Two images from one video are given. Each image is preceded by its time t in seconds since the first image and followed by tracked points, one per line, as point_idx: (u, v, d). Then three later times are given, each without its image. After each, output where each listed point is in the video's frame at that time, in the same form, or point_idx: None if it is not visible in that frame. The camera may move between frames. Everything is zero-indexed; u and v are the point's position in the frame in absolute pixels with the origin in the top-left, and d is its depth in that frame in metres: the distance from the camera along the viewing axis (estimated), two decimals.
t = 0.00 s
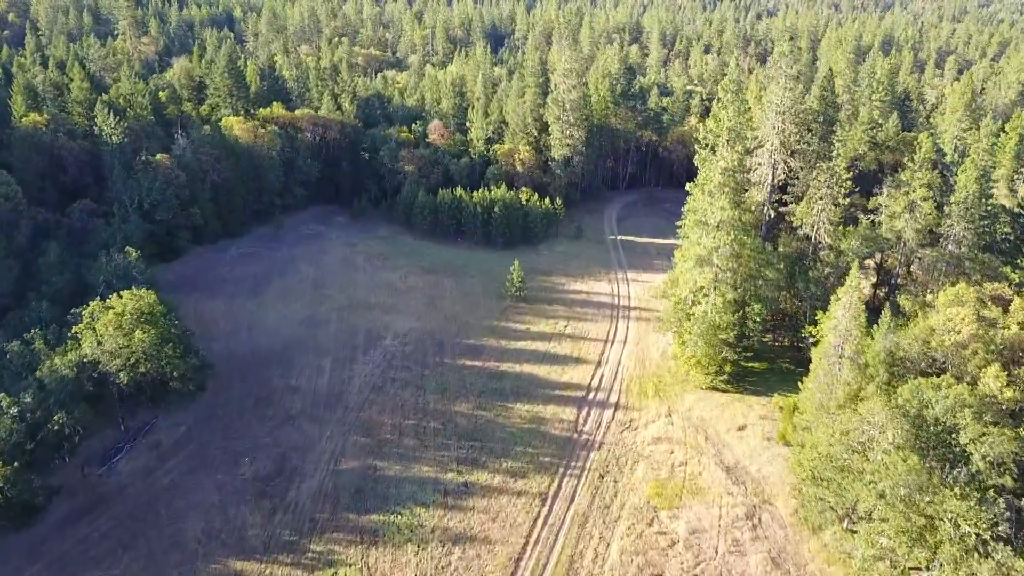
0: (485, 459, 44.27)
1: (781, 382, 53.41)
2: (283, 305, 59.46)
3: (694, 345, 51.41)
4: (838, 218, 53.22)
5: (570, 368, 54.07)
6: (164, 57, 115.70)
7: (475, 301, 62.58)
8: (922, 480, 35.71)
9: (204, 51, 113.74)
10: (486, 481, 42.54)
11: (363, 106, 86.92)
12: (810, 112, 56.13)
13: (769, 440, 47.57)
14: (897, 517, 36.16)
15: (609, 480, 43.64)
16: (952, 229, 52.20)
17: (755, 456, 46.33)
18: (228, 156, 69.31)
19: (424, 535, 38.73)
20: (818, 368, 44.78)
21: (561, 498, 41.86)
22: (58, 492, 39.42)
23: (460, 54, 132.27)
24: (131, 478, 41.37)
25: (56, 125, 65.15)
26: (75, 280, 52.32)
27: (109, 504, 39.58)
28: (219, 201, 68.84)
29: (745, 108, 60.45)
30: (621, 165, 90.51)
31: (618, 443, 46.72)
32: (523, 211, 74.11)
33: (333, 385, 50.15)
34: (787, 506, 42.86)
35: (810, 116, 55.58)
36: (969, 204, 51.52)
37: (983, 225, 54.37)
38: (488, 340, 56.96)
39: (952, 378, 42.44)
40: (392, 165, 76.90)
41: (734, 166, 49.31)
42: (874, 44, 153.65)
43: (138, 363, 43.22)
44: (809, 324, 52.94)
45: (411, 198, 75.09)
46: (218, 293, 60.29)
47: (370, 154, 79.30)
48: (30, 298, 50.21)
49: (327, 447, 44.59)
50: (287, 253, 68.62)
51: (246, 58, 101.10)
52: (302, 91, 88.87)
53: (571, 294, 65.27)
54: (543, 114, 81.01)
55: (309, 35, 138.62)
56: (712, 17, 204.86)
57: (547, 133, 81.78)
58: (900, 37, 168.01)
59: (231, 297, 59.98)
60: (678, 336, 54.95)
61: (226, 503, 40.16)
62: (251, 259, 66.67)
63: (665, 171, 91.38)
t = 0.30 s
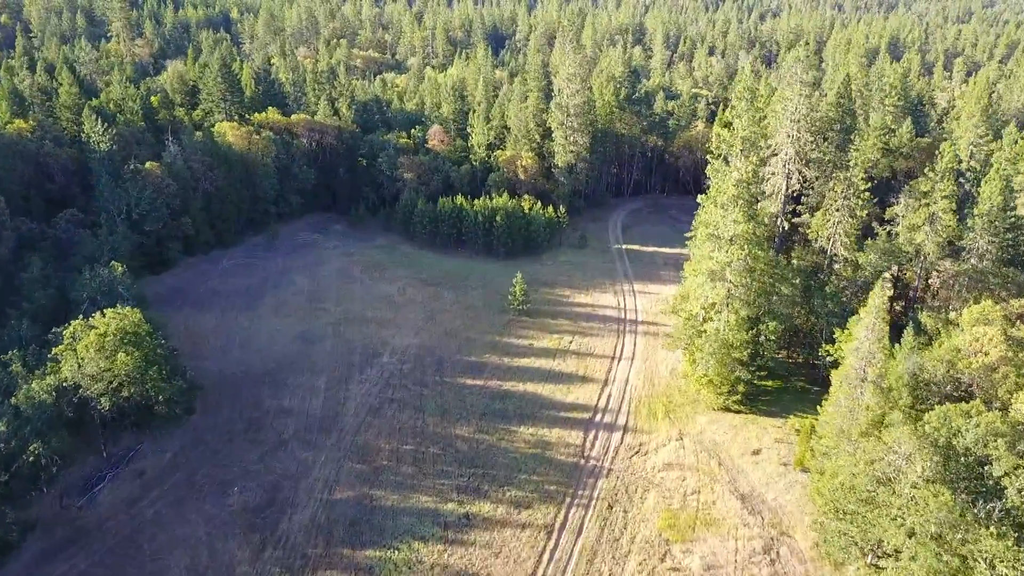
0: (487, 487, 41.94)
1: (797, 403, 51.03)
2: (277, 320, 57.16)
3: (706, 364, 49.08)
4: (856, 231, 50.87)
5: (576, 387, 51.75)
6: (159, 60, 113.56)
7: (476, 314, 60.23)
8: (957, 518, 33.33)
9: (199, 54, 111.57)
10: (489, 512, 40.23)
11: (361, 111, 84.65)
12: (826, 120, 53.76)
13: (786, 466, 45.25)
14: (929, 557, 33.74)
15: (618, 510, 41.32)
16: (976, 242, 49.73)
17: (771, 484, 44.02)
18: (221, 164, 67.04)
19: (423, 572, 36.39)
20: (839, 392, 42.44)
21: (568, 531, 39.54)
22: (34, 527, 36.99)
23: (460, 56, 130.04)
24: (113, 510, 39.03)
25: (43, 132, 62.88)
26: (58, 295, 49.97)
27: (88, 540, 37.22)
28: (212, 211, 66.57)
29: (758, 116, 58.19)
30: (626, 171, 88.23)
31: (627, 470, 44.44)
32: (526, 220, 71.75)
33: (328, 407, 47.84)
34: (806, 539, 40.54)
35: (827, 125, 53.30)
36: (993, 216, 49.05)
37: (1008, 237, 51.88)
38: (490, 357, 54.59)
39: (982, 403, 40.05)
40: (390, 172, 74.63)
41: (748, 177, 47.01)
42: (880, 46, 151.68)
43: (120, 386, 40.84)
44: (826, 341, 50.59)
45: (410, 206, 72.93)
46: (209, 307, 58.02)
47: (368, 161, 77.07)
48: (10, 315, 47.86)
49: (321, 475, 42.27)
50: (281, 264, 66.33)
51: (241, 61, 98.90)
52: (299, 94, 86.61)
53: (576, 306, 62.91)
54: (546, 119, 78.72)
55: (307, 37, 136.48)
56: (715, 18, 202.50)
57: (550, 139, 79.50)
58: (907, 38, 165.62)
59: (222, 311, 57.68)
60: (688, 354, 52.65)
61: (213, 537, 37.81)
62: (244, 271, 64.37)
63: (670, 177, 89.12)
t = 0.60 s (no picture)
0: (490, 519, 39.63)
1: (813, 425, 48.74)
2: (270, 337, 54.88)
3: (719, 385, 46.79)
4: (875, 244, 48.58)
5: (582, 408, 49.47)
6: (153, 62, 111.31)
7: (477, 329, 57.95)
8: (995, 560, 30.84)
9: (194, 57, 109.22)
10: (491, 547, 37.93)
11: (359, 116, 82.32)
12: (842, 128, 51.48)
13: (804, 494, 42.92)
14: None
15: (628, 544, 39.04)
16: (1001, 256, 47.28)
17: (789, 514, 41.69)
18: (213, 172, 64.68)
19: None
20: (861, 419, 40.07)
21: (575, 567, 37.25)
22: (8, 566, 34.66)
23: (460, 58, 127.80)
24: (92, 546, 36.70)
25: (27, 139, 60.51)
26: (40, 313, 47.67)
27: None
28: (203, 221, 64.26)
29: (771, 123, 55.85)
30: (630, 177, 85.97)
31: (637, 499, 42.16)
32: (528, 230, 69.48)
33: (322, 430, 45.57)
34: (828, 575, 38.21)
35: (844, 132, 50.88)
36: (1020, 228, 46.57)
37: None
38: (493, 375, 52.26)
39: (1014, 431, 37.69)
40: (389, 180, 72.37)
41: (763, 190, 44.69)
42: (886, 49, 149.51)
43: (102, 413, 38.55)
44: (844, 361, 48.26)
45: (410, 215, 70.68)
46: (199, 323, 55.79)
47: (366, 168, 74.80)
48: None
49: (314, 505, 40.00)
50: (276, 276, 64.05)
51: (236, 65, 96.68)
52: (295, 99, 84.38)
53: (581, 320, 60.58)
54: (549, 124, 76.42)
55: (305, 39, 134.22)
56: (718, 20, 200.21)
57: (553, 145, 77.22)
58: (914, 39, 163.38)
59: (213, 327, 55.44)
60: (699, 373, 50.38)
61: None
62: (237, 283, 62.11)
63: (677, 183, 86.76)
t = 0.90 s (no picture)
0: (492, 555, 37.28)
1: (831, 448, 46.44)
2: (261, 354, 52.50)
3: (733, 408, 44.45)
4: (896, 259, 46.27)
5: (589, 431, 47.14)
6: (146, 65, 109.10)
7: (478, 345, 55.63)
8: None
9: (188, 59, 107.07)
10: None
11: (356, 121, 80.00)
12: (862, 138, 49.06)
13: (824, 526, 40.55)
14: None
15: None
16: None
17: (810, 547, 39.31)
18: (205, 180, 62.31)
19: None
20: (886, 448, 37.71)
21: None
22: None
23: (461, 61, 125.61)
24: None
25: (11, 146, 58.17)
26: (19, 331, 45.31)
27: None
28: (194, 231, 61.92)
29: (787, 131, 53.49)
30: (636, 184, 83.69)
31: (647, 531, 39.82)
32: (531, 239, 67.16)
33: (316, 456, 43.24)
34: None
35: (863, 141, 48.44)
36: None
37: None
38: (495, 394, 49.88)
39: None
40: (387, 188, 70.09)
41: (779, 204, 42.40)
42: (893, 50, 147.34)
43: (79, 443, 36.12)
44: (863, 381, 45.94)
45: (409, 223, 68.39)
46: (188, 339, 53.43)
47: (363, 175, 72.47)
48: None
49: (306, 540, 37.67)
50: (269, 288, 61.69)
51: (231, 69, 94.54)
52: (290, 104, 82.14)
53: (587, 335, 58.23)
54: (552, 130, 74.04)
55: (302, 41, 132.19)
56: (721, 21, 198.07)
57: (556, 151, 74.89)
58: (921, 40, 161.05)
59: (203, 344, 53.09)
60: (711, 393, 48.06)
61: None
62: (229, 296, 59.77)
63: (682, 189, 84.56)
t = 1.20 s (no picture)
0: None
1: (851, 475, 44.15)
2: (253, 373, 50.17)
3: (749, 434, 42.18)
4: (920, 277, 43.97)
5: (596, 456, 44.86)
6: (140, 68, 106.99)
7: (479, 362, 53.32)
8: None
9: (184, 62, 104.99)
10: None
11: (353, 127, 77.70)
12: (882, 148, 46.72)
13: (847, 561, 38.27)
14: None
15: None
16: None
17: None
18: (197, 189, 59.93)
19: None
20: (915, 481, 35.23)
21: None
22: None
23: (461, 63, 123.42)
24: None
25: None
26: None
27: None
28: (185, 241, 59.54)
29: (802, 141, 51.20)
30: (641, 191, 81.47)
31: (660, 567, 37.54)
32: (534, 250, 64.82)
33: (308, 485, 40.93)
34: None
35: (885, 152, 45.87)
36: None
37: None
38: (498, 416, 47.62)
39: None
40: (385, 196, 67.84)
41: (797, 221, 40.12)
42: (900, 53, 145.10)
43: (54, 479, 33.70)
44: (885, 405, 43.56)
45: (407, 233, 66.09)
46: (177, 358, 51.11)
47: (361, 183, 70.14)
48: None
49: None
50: (263, 302, 59.42)
51: (226, 72, 92.39)
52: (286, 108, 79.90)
53: (593, 351, 55.95)
54: (556, 136, 71.67)
55: (300, 43, 130.10)
56: (723, 22, 195.87)
57: (560, 158, 72.52)
58: (927, 41, 158.69)
59: (192, 363, 50.78)
60: (725, 416, 45.78)
61: None
62: (221, 311, 57.49)
63: (689, 196, 82.32)
